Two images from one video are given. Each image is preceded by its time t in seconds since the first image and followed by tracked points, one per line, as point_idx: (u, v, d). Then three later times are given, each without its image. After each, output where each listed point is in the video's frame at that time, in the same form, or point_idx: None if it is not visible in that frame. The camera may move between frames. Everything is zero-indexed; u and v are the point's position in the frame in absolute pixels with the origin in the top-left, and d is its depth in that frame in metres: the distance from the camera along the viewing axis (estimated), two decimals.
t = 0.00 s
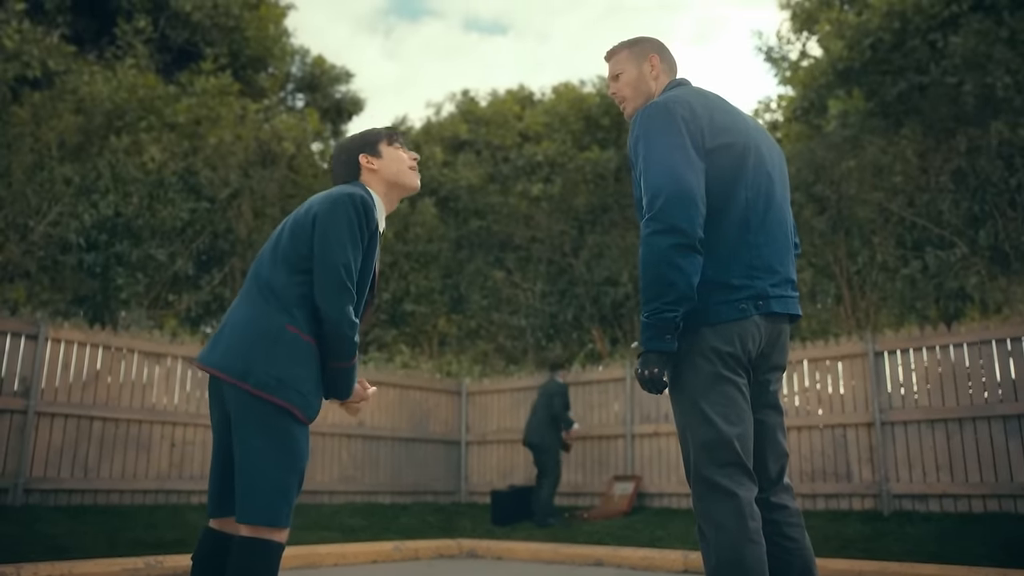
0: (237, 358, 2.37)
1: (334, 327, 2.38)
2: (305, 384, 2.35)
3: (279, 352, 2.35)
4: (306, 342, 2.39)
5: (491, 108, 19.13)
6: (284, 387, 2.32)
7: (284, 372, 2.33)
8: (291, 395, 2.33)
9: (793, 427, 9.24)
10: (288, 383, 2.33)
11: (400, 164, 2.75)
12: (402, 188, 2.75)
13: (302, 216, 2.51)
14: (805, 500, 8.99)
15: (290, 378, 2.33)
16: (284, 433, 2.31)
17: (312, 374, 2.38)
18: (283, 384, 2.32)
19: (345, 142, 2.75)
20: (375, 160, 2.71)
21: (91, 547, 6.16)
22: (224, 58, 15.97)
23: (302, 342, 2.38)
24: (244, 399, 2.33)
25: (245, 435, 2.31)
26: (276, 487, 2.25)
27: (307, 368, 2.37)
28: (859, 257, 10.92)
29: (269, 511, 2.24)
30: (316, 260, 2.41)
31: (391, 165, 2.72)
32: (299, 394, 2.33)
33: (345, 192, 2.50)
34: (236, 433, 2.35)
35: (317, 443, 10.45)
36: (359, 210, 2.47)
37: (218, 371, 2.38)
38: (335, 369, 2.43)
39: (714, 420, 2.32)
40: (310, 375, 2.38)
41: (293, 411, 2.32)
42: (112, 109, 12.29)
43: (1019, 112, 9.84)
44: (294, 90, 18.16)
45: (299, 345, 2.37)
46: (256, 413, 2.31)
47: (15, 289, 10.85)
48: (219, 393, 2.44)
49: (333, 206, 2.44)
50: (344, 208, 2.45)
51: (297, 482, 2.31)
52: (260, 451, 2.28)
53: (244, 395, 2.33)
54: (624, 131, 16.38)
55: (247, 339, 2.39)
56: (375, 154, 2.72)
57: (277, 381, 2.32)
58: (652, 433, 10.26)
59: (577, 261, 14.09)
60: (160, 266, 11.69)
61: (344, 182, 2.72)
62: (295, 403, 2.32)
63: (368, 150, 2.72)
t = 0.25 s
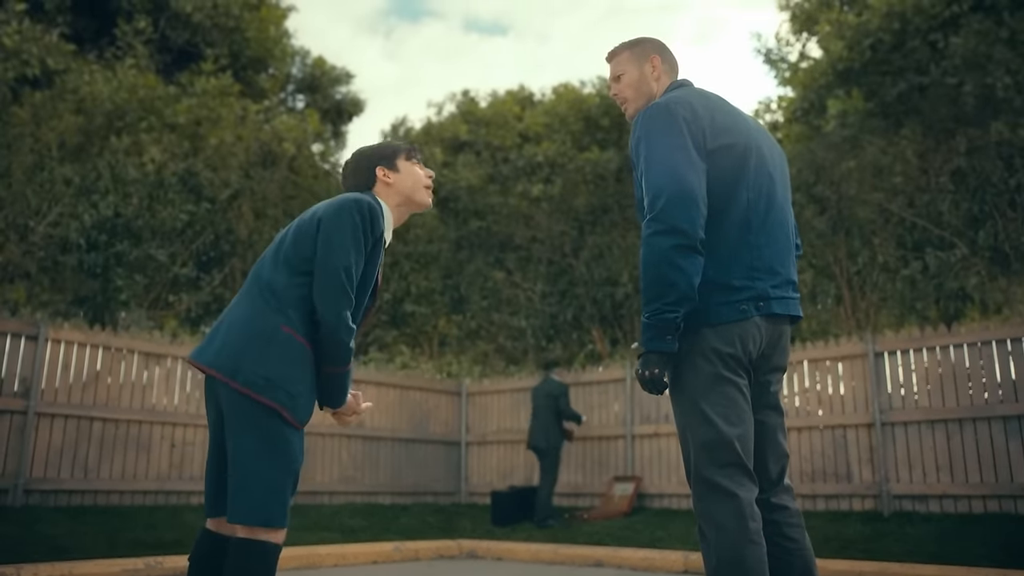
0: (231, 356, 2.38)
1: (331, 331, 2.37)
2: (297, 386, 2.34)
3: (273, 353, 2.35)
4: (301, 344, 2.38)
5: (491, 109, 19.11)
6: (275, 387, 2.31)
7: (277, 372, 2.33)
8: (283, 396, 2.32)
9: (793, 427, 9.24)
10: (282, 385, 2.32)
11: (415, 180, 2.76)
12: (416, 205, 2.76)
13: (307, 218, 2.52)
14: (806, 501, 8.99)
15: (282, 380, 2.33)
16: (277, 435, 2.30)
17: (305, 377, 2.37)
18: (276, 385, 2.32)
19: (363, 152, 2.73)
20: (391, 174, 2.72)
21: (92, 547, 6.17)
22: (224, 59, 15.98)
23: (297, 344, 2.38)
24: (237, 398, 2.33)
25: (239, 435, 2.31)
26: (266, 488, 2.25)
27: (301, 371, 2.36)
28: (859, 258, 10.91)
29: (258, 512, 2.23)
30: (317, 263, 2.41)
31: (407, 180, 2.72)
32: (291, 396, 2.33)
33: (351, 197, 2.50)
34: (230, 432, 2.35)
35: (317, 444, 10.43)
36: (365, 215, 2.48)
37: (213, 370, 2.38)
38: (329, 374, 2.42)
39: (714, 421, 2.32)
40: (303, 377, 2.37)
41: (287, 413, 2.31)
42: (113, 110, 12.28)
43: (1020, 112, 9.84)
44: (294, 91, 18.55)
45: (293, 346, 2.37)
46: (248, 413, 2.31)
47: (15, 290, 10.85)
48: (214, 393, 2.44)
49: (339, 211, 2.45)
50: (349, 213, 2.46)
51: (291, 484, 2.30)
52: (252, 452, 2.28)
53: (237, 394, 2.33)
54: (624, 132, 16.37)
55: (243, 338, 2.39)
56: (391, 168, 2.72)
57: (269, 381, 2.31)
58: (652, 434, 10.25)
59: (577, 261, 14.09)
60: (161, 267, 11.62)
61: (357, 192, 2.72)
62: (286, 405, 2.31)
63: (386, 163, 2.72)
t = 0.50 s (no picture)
0: (232, 357, 2.37)
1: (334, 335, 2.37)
2: (297, 388, 2.34)
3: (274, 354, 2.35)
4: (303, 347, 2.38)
5: (491, 109, 19.11)
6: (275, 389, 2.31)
7: (277, 374, 2.33)
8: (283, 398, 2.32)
9: (793, 428, 9.25)
10: (282, 387, 2.32)
11: (418, 184, 2.76)
12: (417, 209, 2.76)
13: (312, 221, 2.52)
14: (806, 502, 8.99)
15: (282, 381, 2.32)
16: (277, 436, 2.30)
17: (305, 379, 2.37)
18: (274, 386, 2.31)
19: (365, 156, 2.74)
20: (395, 177, 2.72)
21: (92, 548, 6.17)
22: (225, 60, 16.00)
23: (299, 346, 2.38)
24: (236, 398, 2.33)
25: (240, 437, 2.31)
26: (265, 490, 2.25)
27: (302, 373, 2.36)
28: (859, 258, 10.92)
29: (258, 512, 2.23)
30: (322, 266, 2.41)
31: (409, 184, 2.73)
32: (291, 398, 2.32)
33: (358, 202, 2.51)
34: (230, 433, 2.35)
35: (317, 445, 10.42)
36: (370, 220, 2.49)
37: (213, 370, 2.38)
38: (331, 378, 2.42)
39: (715, 422, 2.33)
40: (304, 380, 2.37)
41: (287, 416, 2.31)
42: (113, 110, 12.28)
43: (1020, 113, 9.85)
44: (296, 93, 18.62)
45: (295, 349, 2.37)
46: (248, 413, 2.31)
47: (15, 291, 10.85)
48: (213, 392, 2.44)
49: (344, 215, 2.46)
50: (354, 217, 2.46)
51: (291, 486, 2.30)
52: (252, 453, 2.28)
53: (236, 395, 2.33)
54: (624, 133, 16.35)
55: (244, 338, 2.39)
56: (395, 171, 2.73)
57: (269, 383, 2.31)
58: (653, 435, 10.25)
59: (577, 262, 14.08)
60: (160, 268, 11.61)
61: (361, 194, 2.72)
62: (285, 407, 2.31)
63: (389, 166, 2.73)
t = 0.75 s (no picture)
0: (245, 365, 2.37)
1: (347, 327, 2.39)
2: (315, 387, 2.35)
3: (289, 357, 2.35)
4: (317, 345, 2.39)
5: (491, 111, 19.09)
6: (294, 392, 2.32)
7: (294, 376, 2.33)
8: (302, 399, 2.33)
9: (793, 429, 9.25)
10: (302, 388, 2.33)
11: (404, 168, 2.75)
12: (402, 191, 2.75)
13: (302, 217, 2.50)
14: (806, 503, 8.99)
15: (301, 382, 2.33)
16: (294, 437, 2.31)
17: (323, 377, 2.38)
18: (295, 390, 2.32)
19: (354, 136, 2.74)
20: (382, 158, 2.72)
21: (92, 550, 6.15)
22: (225, 61, 15.98)
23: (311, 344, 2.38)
24: (254, 405, 2.33)
25: (255, 442, 2.31)
26: (288, 492, 2.26)
27: (319, 371, 2.37)
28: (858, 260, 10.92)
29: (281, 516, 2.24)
30: (323, 262, 2.41)
31: (395, 166, 2.72)
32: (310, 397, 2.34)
33: (344, 193, 2.49)
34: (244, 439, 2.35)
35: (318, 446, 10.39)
36: (358, 210, 2.47)
37: (228, 381, 2.37)
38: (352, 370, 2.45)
39: (716, 423, 2.32)
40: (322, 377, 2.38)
41: (307, 415, 2.32)
42: (114, 111, 12.31)
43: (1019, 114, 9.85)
44: (297, 94, 18.08)
45: (309, 349, 2.37)
46: (267, 418, 2.31)
47: (14, 292, 10.84)
48: (230, 403, 2.43)
49: (335, 209, 2.44)
50: (345, 211, 2.45)
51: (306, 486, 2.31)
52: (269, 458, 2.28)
53: (253, 402, 2.33)
54: (625, 134, 16.34)
55: (255, 344, 2.39)
56: (383, 153, 2.73)
57: (287, 386, 2.32)
58: (652, 436, 10.26)
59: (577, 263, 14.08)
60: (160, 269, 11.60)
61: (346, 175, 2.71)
62: (306, 407, 2.32)
63: (379, 146, 2.72)
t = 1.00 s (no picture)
0: (252, 370, 2.36)
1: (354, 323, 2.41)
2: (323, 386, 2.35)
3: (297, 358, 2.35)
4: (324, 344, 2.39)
5: (491, 112, 19.09)
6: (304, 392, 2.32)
7: (303, 377, 2.33)
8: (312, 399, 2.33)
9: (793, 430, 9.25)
10: (312, 388, 2.33)
11: (390, 158, 2.75)
12: (390, 182, 2.75)
13: (297, 215, 2.49)
14: (806, 504, 8.99)
15: (311, 383, 2.34)
16: (303, 437, 2.32)
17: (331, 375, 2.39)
18: (305, 391, 2.32)
19: (337, 128, 2.74)
20: (367, 148, 2.71)
21: (91, 551, 6.13)
22: (225, 63, 15.98)
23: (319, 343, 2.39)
24: (263, 408, 2.32)
25: (264, 444, 2.30)
26: (299, 493, 2.26)
27: (327, 369, 2.38)
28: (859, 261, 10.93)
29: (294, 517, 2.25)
30: (325, 261, 2.41)
31: (380, 155, 2.72)
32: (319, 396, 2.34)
33: (339, 190, 2.48)
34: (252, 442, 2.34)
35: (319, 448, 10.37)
36: (356, 208, 2.47)
37: (237, 387, 2.36)
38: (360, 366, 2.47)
39: (717, 425, 2.32)
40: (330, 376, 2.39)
41: (318, 414, 2.33)
42: (115, 113, 12.35)
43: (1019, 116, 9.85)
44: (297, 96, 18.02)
45: (316, 348, 2.37)
46: (276, 420, 2.31)
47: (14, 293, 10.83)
48: (238, 408, 2.43)
49: (334, 207, 2.44)
50: (343, 208, 2.45)
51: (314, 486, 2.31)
52: (280, 459, 2.27)
53: (261, 404, 2.32)
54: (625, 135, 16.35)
55: (261, 347, 2.38)
56: (368, 144, 2.72)
57: (298, 386, 2.32)
58: (653, 437, 10.25)
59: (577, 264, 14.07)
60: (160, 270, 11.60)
61: (332, 164, 2.71)
62: (316, 407, 2.33)
63: (363, 137, 2.72)
